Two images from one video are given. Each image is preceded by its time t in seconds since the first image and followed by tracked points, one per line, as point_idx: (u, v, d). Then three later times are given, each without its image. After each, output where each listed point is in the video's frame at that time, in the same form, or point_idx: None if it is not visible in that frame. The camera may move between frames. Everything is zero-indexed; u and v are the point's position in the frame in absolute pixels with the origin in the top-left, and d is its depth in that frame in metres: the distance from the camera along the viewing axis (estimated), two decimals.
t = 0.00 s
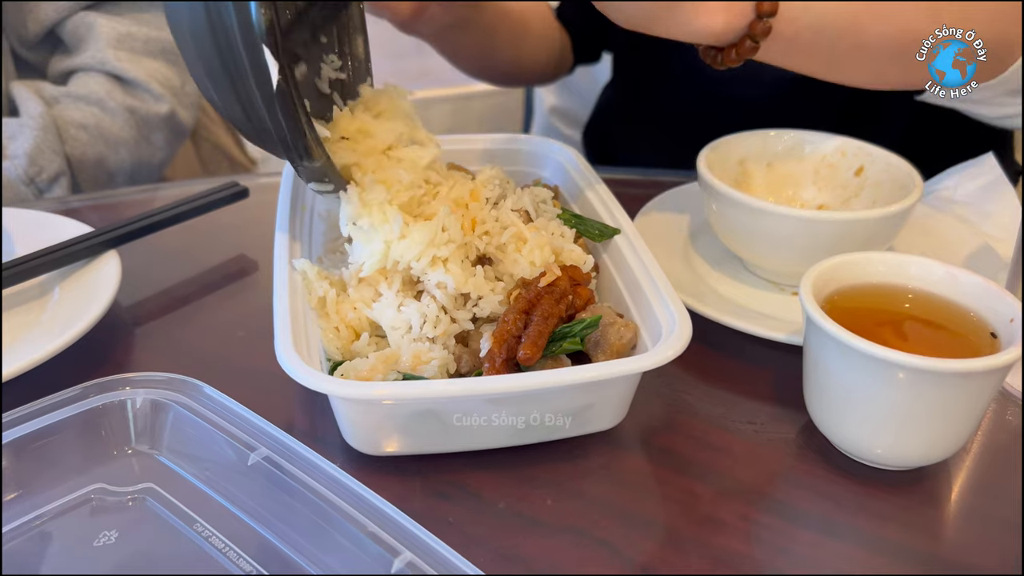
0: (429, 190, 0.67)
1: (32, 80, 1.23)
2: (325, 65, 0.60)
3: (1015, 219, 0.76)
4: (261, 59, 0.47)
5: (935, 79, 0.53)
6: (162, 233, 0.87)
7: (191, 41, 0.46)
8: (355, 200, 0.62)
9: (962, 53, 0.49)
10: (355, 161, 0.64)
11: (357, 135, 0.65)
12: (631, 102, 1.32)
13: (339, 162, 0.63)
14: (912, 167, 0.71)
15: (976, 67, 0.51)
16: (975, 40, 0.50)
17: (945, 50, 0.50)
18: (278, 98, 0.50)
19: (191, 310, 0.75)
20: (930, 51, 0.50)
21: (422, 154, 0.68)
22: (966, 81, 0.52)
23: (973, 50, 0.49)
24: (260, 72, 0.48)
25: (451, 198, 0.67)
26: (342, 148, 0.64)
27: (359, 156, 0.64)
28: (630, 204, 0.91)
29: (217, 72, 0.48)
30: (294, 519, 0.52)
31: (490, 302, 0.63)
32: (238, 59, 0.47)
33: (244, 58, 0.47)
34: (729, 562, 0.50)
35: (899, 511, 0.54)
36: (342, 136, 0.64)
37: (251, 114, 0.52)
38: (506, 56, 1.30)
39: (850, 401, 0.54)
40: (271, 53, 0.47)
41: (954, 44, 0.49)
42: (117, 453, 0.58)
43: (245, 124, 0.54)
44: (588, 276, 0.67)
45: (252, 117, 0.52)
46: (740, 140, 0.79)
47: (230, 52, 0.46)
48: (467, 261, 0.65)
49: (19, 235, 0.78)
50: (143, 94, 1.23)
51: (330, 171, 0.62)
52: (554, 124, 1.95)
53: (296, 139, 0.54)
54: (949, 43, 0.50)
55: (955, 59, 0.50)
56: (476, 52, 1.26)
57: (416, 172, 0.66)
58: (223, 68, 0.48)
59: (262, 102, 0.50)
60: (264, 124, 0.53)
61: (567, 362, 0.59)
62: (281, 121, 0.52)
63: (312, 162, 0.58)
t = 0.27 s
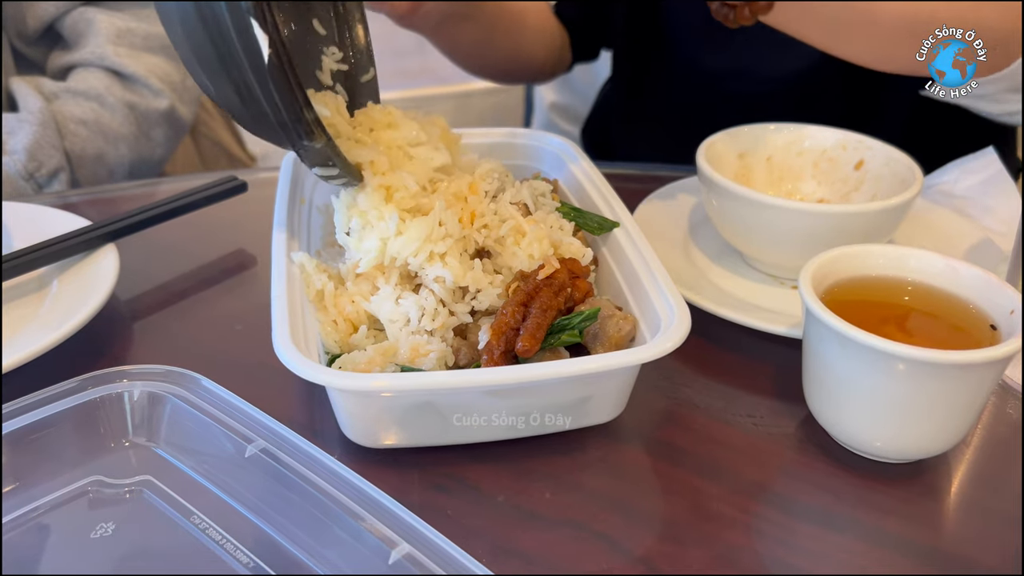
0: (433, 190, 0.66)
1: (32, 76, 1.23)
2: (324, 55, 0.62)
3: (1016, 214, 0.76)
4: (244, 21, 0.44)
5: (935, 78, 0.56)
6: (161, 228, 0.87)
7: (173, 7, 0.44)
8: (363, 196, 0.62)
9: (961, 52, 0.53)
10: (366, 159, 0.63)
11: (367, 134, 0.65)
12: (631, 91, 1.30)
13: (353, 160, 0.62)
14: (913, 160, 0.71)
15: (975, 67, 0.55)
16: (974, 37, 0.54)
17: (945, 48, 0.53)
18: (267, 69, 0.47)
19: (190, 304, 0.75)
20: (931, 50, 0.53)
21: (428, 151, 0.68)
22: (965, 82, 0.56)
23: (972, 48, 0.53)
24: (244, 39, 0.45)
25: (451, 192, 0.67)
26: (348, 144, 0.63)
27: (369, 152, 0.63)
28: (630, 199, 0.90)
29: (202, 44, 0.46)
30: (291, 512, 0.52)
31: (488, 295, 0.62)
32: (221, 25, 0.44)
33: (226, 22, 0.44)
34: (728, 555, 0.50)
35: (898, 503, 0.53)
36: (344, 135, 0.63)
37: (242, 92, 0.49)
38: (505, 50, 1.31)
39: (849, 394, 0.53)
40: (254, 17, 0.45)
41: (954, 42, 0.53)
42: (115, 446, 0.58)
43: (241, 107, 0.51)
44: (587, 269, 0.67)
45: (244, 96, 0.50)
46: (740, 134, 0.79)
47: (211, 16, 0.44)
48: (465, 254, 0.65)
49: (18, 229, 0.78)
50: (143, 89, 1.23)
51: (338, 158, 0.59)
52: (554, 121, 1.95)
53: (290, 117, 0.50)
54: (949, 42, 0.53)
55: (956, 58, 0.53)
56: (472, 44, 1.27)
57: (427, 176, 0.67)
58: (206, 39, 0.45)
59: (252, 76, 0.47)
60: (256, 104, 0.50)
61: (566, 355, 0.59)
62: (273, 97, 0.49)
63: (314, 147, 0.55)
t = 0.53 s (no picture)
0: (418, 180, 0.66)
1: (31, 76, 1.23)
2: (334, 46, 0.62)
3: (1014, 214, 0.76)
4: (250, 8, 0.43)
5: (935, 78, 0.60)
6: (160, 228, 0.87)
7: None
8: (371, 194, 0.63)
9: (961, 53, 0.57)
10: (383, 151, 0.64)
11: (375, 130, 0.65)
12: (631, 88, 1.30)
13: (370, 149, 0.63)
14: (911, 160, 0.71)
15: (974, 68, 0.59)
16: (973, 41, 0.58)
17: (945, 50, 0.57)
18: (276, 54, 0.46)
19: (190, 305, 0.75)
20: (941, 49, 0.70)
21: (432, 152, 0.68)
22: (965, 82, 0.60)
23: (970, 49, 0.57)
24: (250, 26, 0.44)
25: (446, 192, 0.67)
26: (366, 134, 0.63)
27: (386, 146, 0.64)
28: (630, 199, 0.91)
29: (208, 36, 0.45)
30: (291, 512, 0.52)
31: (487, 295, 0.63)
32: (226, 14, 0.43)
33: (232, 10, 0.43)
34: (727, 554, 0.50)
35: (896, 503, 0.54)
36: (362, 125, 0.63)
37: (250, 79, 0.48)
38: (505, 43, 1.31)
39: (847, 394, 0.54)
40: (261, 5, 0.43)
41: (954, 44, 0.57)
42: (114, 446, 0.58)
43: (252, 101, 0.51)
44: (586, 269, 0.67)
45: (253, 83, 0.49)
46: (739, 134, 0.79)
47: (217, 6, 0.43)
48: (463, 254, 0.65)
49: (18, 229, 0.78)
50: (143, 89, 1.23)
51: (355, 143, 0.59)
52: (554, 120, 1.96)
53: (300, 102, 0.50)
54: (949, 43, 0.57)
55: (956, 58, 0.57)
56: (474, 41, 1.29)
57: (415, 164, 0.66)
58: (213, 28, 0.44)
59: (259, 62, 0.46)
60: (266, 91, 0.49)
61: (564, 355, 0.59)
62: (282, 81, 0.48)
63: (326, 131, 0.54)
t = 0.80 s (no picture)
0: (431, 183, 0.64)
1: (33, 72, 1.23)
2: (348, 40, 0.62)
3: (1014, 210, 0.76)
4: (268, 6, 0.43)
5: (936, 79, 0.67)
6: (162, 224, 0.87)
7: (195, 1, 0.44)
8: (379, 191, 0.62)
9: (960, 54, 0.63)
10: (405, 148, 0.63)
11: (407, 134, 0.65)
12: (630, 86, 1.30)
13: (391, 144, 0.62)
14: (913, 155, 0.71)
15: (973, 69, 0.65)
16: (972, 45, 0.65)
17: (946, 52, 0.64)
18: (300, 51, 0.46)
19: (191, 300, 0.75)
20: (934, 50, 0.65)
21: (452, 156, 0.67)
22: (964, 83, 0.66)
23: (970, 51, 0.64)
24: (272, 25, 0.44)
25: (451, 190, 0.67)
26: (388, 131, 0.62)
27: (408, 145, 0.63)
28: (631, 194, 0.90)
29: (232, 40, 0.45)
30: (293, 505, 0.52)
31: (489, 290, 0.63)
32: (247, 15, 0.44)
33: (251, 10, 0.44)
34: (729, 547, 0.50)
35: (898, 497, 0.54)
36: (383, 123, 0.63)
37: (276, 81, 0.48)
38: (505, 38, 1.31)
39: (849, 388, 0.54)
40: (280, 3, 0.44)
41: (954, 46, 0.64)
42: (116, 440, 0.58)
43: (275, 99, 0.50)
44: (587, 264, 0.67)
45: (281, 85, 0.48)
46: (740, 129, 0.79)
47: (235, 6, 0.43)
48: (465, 249, 0.65)
49: (20, 224, 0.78)
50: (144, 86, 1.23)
51: (375, 139, 0.58)
52: (554, 118, 1.96)
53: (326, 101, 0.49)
54: (950, 44, 0.64)
55: (954, 58, 0.64)
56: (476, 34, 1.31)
57: (432, 167, 0.64)
58: (235, 32, 0.45)
59: (284, 64, 0.46)
60: (293, 94, 0.49)
61: (565, 349, 0.59)
62: (307, 80, 0.48)
63: (350, 130, 0.54)
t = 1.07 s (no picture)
0: (426, 180, 0.65)
1: (33, 71, 1.23)
2: (342, 51, 0.64)
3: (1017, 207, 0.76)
4: (259, 42, 0.44)
5: (937, 79, 0.69)
6: (162, 222, 0.87)
7: (189, 30, 0.44)
8: (378, 191, 0.62)
9: (960, 54, 0.66)
10: (390, 162, 0.63)
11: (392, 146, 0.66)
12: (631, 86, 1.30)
13: (377, 161, 0.63)
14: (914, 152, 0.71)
15: (972, 69, 0.68)
16: (972, 45, 0.68)
17: (946, 52, 0.67)
18: (285, 85, 0.47)
19: (192, 298, 0.75)
20: (934, 51, 0.68)
21: (440, 151, 0.67)
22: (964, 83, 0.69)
23: (969, 51, 0.67)
24: (263, 60, 0.45)
25: (449, 185, 0.67)
26: (374, 148, 0.63)
27: (394, 157, 0.64)
28: (632, 192, 0.90)
29: (224, 69, 0.46)
30: (293, 503, 0.52)
31: (489, 288, 0.63)
32: (238, 48, 0.45)
33: (244, 45, 0.44)
34: (730, 545, 0.50)
35: (899, 495, 0.53)
36: (371, 137, 0.64)
37: (263, 108, 0.49)
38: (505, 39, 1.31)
39: (850, 385, 0.54)
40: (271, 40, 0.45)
41: (954, 46, 0.67)
42: (117, 437, 0.58)
43: (260, 121, 0.51)
44: (588, 261, 0.67)
45: (270, 113, 0.50)
46: (740, 126, 0.79)
47: (229, 39, 0.44)
48: (465, 246, 0.65)
49: (20, 221, 0.78)
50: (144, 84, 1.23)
51: (364, 160, 0.59)
52: (555, 116, 1.96)
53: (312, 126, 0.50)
54: (949, 44, 0.67)
55: (956, 57, 0.67)
56: (474, 35, 1.32)
57: (422, 165, 0.65)
58: (228, 62, 0.46)
59: (273, 93, 0.48)
60: (280, 122, 0.50)
61: (566, 346, 0.59)
62: (295, 109, 0.49)
63: (339, 155, 0.55)
